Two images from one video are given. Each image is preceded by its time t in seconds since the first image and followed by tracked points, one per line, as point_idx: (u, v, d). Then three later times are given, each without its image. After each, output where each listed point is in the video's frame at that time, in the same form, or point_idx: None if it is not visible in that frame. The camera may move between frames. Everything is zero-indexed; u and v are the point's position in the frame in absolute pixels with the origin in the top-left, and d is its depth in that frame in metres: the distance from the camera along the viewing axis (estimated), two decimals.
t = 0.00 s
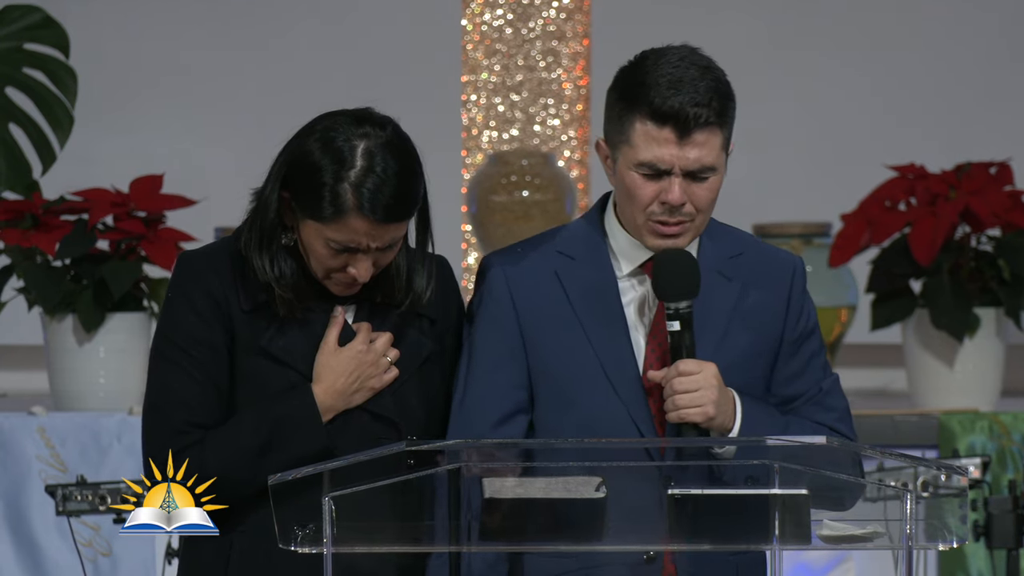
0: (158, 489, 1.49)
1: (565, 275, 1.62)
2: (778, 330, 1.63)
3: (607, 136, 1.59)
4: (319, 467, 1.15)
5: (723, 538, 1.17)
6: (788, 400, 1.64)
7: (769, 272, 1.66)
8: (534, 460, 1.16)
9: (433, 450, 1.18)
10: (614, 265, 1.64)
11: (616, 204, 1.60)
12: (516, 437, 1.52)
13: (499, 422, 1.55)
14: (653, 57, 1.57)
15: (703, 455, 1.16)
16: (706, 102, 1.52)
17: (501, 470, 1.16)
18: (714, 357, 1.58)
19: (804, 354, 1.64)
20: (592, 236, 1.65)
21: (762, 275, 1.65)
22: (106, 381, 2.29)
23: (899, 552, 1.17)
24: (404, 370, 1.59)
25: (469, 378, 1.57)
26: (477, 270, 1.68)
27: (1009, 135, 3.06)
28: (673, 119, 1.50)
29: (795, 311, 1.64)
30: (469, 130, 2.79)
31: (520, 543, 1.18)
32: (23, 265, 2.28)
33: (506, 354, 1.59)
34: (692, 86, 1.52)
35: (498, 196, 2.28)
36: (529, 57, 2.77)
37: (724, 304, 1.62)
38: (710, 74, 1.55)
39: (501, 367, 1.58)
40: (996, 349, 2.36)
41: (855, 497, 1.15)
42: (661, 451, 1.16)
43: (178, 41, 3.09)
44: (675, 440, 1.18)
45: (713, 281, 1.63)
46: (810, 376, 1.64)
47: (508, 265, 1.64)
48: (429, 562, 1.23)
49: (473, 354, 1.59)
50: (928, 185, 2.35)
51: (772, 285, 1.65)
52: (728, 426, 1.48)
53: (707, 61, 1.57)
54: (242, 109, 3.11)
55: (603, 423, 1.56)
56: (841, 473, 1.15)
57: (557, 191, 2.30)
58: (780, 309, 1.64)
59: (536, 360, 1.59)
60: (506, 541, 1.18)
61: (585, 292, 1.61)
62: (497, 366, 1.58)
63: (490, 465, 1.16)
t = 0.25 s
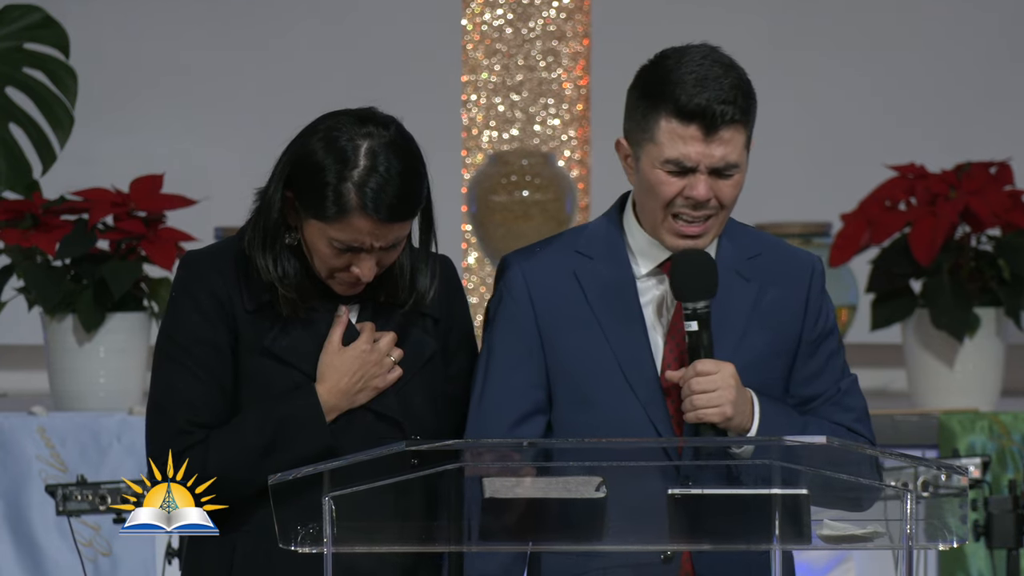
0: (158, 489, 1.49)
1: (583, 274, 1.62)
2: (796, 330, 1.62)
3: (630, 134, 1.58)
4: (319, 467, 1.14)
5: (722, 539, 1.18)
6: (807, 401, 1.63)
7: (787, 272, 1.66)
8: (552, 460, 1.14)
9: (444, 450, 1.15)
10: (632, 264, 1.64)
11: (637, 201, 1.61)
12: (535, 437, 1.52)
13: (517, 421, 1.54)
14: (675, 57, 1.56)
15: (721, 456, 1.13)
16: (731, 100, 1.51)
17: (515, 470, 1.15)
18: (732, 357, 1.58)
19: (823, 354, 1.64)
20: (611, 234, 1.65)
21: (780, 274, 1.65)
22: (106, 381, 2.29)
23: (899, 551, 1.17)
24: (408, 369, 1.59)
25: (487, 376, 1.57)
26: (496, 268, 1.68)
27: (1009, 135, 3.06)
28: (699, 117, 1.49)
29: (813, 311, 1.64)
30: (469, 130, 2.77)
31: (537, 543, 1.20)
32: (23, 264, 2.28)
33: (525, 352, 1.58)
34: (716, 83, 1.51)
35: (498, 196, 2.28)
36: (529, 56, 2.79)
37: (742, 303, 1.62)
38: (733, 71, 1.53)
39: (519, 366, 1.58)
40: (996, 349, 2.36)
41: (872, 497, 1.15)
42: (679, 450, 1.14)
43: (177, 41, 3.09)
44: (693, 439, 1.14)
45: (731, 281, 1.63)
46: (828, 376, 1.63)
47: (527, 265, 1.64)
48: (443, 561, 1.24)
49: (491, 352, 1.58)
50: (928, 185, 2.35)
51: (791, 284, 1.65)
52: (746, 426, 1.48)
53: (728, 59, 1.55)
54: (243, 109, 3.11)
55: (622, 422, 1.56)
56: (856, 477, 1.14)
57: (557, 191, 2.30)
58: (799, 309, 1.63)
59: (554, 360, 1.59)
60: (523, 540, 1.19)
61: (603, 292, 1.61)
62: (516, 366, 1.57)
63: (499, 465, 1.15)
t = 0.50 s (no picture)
0: (158, 489, 1.49)
1: (602, 275, 1.62)
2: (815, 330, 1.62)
3: (648, 135, 1.58)
4: (319, 467, 1.14)
5: (723, 539, 1.18)
6: (825, 401, 1.62)
7: (807, 274, 1.66)
8: (570, 459, 1.13)
9: (445, 450, 1.15)
10: (650, 263, 1.63)
11: (655, 204, 1.60)
12: (554, 436, 1.52)
13: (536, 420, 1.54)
14: (696, 57, 1.56)
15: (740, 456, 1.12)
16: (749, 103, 1.51)
17: (531, 469, 1.14)
18: (751, 357, 1.58)
19: (841, 355, 1.62)
20: (630, 234, 1.64)
21: (800, 275, 1.65)
22: (106, 380, 2.28)
23: (899, 551, 1.17)
24: (412, 369, 1.59)
25: (505, 377, 1.57)
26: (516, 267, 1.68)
27: (1010, 135, 3.06)
28: (717, 119, 1.50)
29: (832, 312, 1.63)
30: (469, 130, 2.78)
31: (552, 544, 1.19)
32: (23, 264, 2.28)
33: (543, 352, 1.59)
34: (735, 86, 1.52)
35: (498, 196, 2.28)
36: (529, 56, 2.79)
37: (761, 303, 1.61)
38: (752, 74, 1.54)
39: (537, 366, 1.58)
40: (996, 349, 2.36)
41: (888, 499, 1.16)
42: (696, 450, 1.12)
43: (177, 41, 3.09)
44: (710, 439, 1.13)
45: (751, 282, 1.63)
46: (847, 376, 1.62)
47: (546, 264, 1.64)
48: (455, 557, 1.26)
49: (510, 352, 1.58)
50: (928, 185, 2.36)
51: (810, 285, 1.64)
52: (764, 427, 1.48)
53: (749, 61, 1.56)
54: (243, 109, 3.10)
55: (640, 421, 1.55)
56: (865, 478, 1.15)
57: (557, 191, 2.29)
58: (818, 311, 1.63)
59: (572, 360, 1.59)
60: (540, 540, 1.19)
61: (622, 292, 1.61)
62: (535, 366, 1.57)
63: (502, 466, 1.15)
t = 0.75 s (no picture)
0: (158, 489, 1.49)
1: (620, 276, 1.62)
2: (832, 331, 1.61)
3: (666, 134, 1.58)
4: (319, 467, 1.14)
5: (721, 539, 1.17)
6: (842, 403, 1.61)
7: (825, 275, 1.65)
8: (588, 459, 1.13)
9: (445, 450, 1.15)
10: (668, 264, 1.64)
11: (674, 202, 1.60)
12: (570, 437, 1.51)
13: (553, 420, 1.54)
14: (713, 56, 1.56)
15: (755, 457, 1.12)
16: (767, 102, 1.51)
17: (548, 469, 1.14)
18: (766, 358, 1.58)
19: (858, 356, 1.62)
20: (648, 236, 1.64)
21: (817, 276, 1.65)
22: (106, 380, 2.29)
23: (899, 551, 1.17)
24: (414, 370, 1.59)
25: (520, 379, 1.57)
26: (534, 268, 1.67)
27: (1010, 135, 3.06)
28: (734, 118, 1.49)
29: (848, 313, 1.63)
30: (469, 130, 2.79)
31: (561, 542, 1.19)
32: (24, 264, 2.28)
33: (560, 353, 1.59)
34: (753, 85, 1.51)
35: (498, 196, 2.28)
36: (529, 57, 2.77)
37: (778, 305, 1.61)
38: (770, 73, 1.54)
39: (553, 368, 1.57)
40: (996, 349, 2.36)
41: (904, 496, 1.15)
42: (712, 451, 1.12)
43: (178, 41, 3.09)
44: (727, 438, 1.12)
45: (768, 283, 1.62)
46: (864, 377, 1.61)
47: (562, 264, 1.64)
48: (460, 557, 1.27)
49: (526, 353, 1.58)
50: (928, 185, 2.36)
51: (828, 286, 1.64)
52: (780, 428, 1.47)
53: (767, 61, 1.56)
54: (243, 109, 3.10)
55: (656, 423, 1.55)
56: (867, 479, 1.15)
57: (557, 191, 2.30)
58: (834, 312, 1.62)
59: (589, 360, 1.59)
60: (554, 539, 1.19)
61: (641, 293, 1.61)
62: (551, 367, 1.57)
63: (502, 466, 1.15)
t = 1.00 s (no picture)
0: (158, 489, 1.49)
1: (627, 275, 1.62)
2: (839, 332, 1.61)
3: (672, 138, 1.58)
4: (319, 467, 1.14)
5: (720, 539, 1.17)
6: (849, 404, 1.61)
7: (832, 277, 1.65)
8: (593, 459, 1.13)
9: (446, 450, 1.16)
10: (676, 267, 1.63)
11: (679, 206, 1.60)
12: (576, 437, 1.51)
13: (559, 419, 1.54)
14: (722, 61, 1.56)
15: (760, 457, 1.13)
16: (772, 111, 1.50)
17: (552, 469, 1.14)
18: (773, 359, 1.58)
19: (864, 358, 1.62)
20: (655, 239, 1.64)
21: (825, 278, 1.65)
22: (106, 380, 2.29)
23: (899, 551, 1.17)
24: (415, 370, 1.59)
25: (528, 378, 1.57)
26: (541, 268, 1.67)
27: (1010, 134, 3.06)
28: (739, 128, 1.49)
29: (855, 315, 1.63)
30: (469, 130, 2.82)
31: (574, 542, 1.18)
32: (24, 265, 2.28)
33: (567, 353, 1.59)
34: (759, 94, 1.51)
35: (498, 197, 2.28)
36: (529, 56, 2.77)
37: (785, 306, 1.61)
38: (778, 80, 1.53)
39: (560, 367, 1.57)
40: (996, 349, 2.36)
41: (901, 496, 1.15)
42: (717, 450, 1.13)
43: (177, 41, 3.09)
44: (733, 437, 1.14)
45: (775, 284, 1.62)
46: (871, 379, 1.61)
47: (571, 264, 1.64)
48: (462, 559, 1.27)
49: (533, 353, 1.58)
50: (928, 185, 2.36)
51: (836, 287, 1.64)
52: (785, 428, 1.47)
53: (776, 67, 1.55)
54: (243, 109, 3.10)
55: (662, 423, 1.55)
56: (866, 479, 1.15)
57: (557, 192, 2.30)
58: (841, 314, 1.62)
59: (596, 360, 1.59)
60: (562, 540, 1.18)
61: (646, 292, 1.61)
62: (557, 367, 1.57)
63: (501, 464, 1.15)
